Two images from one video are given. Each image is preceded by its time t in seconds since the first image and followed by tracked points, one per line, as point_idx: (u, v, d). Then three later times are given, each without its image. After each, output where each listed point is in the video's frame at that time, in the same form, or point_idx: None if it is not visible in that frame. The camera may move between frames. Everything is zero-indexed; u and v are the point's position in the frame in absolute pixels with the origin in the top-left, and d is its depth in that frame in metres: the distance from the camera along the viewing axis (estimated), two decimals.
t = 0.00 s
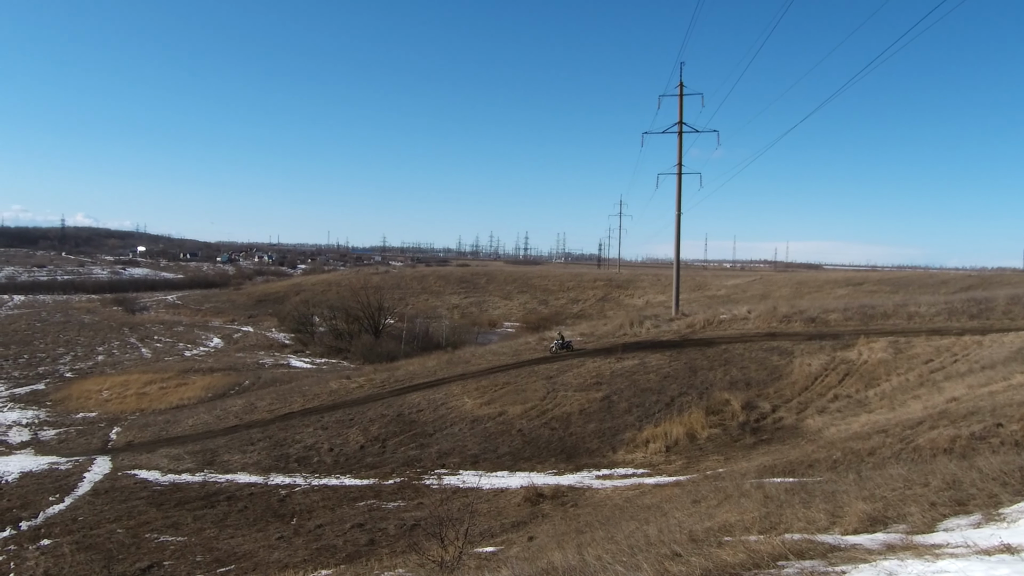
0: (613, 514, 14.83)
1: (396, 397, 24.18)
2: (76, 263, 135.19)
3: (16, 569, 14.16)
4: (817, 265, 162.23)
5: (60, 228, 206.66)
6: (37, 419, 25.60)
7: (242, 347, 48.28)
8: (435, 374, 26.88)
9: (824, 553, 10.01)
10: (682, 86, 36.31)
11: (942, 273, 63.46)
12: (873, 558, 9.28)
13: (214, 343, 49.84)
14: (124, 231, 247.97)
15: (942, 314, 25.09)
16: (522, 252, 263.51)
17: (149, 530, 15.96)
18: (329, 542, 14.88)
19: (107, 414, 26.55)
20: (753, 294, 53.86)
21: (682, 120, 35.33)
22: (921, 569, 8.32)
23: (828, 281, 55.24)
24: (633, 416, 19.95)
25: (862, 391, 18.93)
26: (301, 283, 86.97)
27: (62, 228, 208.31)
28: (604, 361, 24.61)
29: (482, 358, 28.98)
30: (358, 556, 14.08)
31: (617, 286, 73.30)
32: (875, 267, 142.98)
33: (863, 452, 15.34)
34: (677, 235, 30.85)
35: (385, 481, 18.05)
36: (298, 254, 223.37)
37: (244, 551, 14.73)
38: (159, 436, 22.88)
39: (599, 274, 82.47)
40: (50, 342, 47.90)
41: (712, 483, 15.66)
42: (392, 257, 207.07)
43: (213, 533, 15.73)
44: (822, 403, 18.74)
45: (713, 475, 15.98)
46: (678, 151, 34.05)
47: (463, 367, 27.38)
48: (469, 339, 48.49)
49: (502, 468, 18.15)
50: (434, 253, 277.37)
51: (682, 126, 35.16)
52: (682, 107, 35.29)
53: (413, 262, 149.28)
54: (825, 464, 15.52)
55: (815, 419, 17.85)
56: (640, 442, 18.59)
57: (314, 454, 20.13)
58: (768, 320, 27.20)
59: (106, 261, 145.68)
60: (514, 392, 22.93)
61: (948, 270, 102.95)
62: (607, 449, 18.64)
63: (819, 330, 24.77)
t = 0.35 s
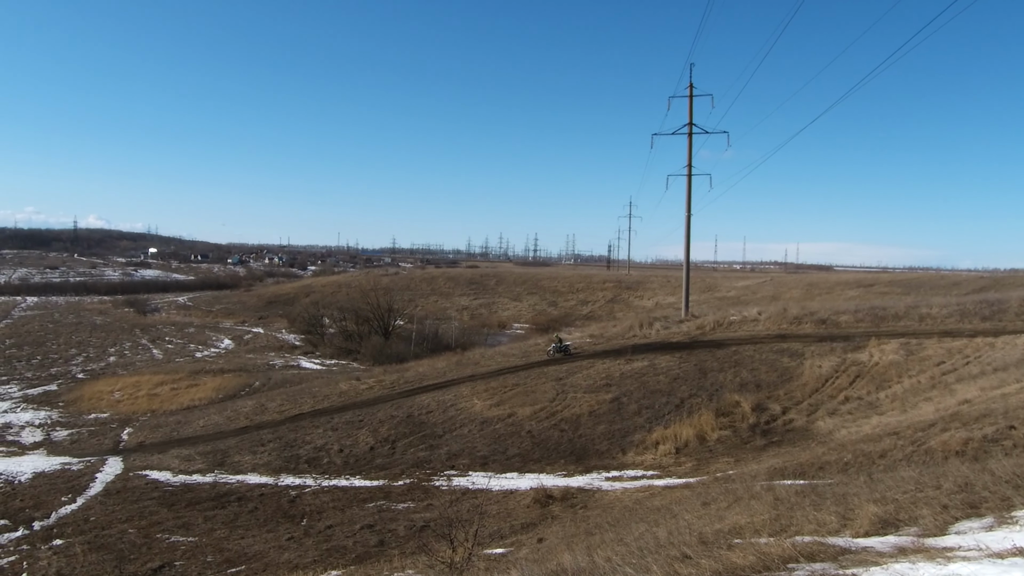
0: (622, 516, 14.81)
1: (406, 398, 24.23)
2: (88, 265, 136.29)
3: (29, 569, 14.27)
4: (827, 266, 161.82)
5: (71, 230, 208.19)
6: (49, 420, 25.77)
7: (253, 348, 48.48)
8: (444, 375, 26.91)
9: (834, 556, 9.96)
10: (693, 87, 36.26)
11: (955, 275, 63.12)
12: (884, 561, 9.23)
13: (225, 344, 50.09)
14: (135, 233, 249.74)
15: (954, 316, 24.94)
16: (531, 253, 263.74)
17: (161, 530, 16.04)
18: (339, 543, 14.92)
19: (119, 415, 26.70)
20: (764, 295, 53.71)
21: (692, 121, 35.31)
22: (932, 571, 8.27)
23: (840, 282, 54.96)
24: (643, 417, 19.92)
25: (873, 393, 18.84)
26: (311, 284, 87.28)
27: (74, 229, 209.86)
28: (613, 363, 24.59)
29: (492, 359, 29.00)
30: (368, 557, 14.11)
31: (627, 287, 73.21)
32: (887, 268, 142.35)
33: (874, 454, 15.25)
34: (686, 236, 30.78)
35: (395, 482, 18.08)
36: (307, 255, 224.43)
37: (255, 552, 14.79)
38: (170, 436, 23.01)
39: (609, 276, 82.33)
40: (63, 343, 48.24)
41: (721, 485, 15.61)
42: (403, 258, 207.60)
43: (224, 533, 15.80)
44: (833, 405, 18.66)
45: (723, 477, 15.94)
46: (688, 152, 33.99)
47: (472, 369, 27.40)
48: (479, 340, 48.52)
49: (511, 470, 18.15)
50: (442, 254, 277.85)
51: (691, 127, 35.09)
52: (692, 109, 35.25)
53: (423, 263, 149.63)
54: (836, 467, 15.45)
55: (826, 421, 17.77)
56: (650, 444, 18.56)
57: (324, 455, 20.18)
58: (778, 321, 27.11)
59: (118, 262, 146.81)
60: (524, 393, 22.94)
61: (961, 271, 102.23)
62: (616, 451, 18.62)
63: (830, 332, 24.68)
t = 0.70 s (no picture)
0: (632, 516, 14.79)
1: (415, 397, 24.26)
2: (100, 265, 137.11)
3: (42, 567, 14.36)
4: (838, 266, 161.02)
5: (83, 230, 209.50)
6: (62, 419, 25.91)
7: (264, 348, 48.64)
8: (454, 375, 26.92)
9: (846, 557, 9.91)
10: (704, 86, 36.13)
11: (969, 275, 62.71)
12: (896, 562, 9.18)
13: (236, 344, 50.27)
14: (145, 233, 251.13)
15: (967, 316, 24.78)
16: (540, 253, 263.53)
17: (172, 528, 16.11)
18: (349, 542, 14.95)
19: (131, 414, 26.83)
20: (774, 295, 53.55)
21: (703, 120, 35.20)
22: (946, 573, 8.22)
23: (851, 282, 54.70)
24: (653, 418, 19.88)
25: (885, 393, 18.74)
26: (322, 284, 87.51)
27: (85, 229, 211.15)
28: (623, 363, 24.54)
29: (502, 359, 29.00)
30: (378, 556, 14.13)
31: (637, 287, 73.05)
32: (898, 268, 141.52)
33: (886, 455, 15.17)
34: (697, 236, 30.68)
35: (404, 481, 18.11)
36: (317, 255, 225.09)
37: (265, 551, 14.83)
38: (182, 435, 23.12)
39: (619, 275, 82.17)
40: (75, 343, 48.51)
41: (732, 486, 15.56)
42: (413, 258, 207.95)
43: (235, 532, 15.86)
44: (844, 406, 18.57)
45: (733, 477, 15.89)
46: (699, 151, 33.91)
47: (482, 369, 27.41)
48: (489, 340, 48.53)
49: (521, 470, 18.14)
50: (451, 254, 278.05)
51: (702, 126, 35.01)
52: (703, 108, 35.14)
53: (433, 263, 149.74)
54: (848, 467, 15.37)
55: (837, 422, 17.69)
56: (659, 444, 18.52)
57: (335, 454, 20.23)
58: (789, 321, 27.00)
59: (130, 262, 147.96)
60: (534, 393, 22.93)
61: (973, 270, 101.57)
62: (626, 451, 18.58)
63: (841, 332, 24.56)
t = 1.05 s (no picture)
0: (648, 516, 14.74)
1: (431, 396, 24.32)
2: (119, 263, 138.43)
3: (62, 563, 14.51)
4: (856, 265, 159.74)
5: (101, 229, 211.60)
6: (81, 416, 26.16)
7: (280, 346, 48.91)
8: (469, 374, 26.97)
9: (864, 557, 9.83)
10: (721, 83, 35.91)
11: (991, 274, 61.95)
12: (915, 563, 9.10)
13: (253, 342, 50.59)
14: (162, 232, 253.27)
15: (987, 316, 24.53)
16: (553, 253, 263.38)
17: (189, 525, 16.23)
18: (365, 540, 15.00)
19: (149, 411, 27.04)
20: (791, 294, 53.22)
21: (720, 118, 35.01)
22: (966, 574, 8.13)
23: (869, 281, 54.26)
24: (669, 417, 19.81)
25: (903, 393, 18.58)
26: (337, 282, 87.92)
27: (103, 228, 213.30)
28: (639, 362, 24.47)
29: (517, 358, 29.00)
30: (394, 554, 14.17)
31: (653, 286, 72.75)
32: (917, 267, 140.12)
33: (904, 455, 15.04)
34: (714, 235, 30.52)
35: (420, 480, 18.15)
36: (331, 254, 226.16)
37: (282, 548, 14.91)
38: (199, 433, 23.28)
39: (635, 274, 81.92)
40: (94, 340, 48.99)
41: (749, 486, 15.49)
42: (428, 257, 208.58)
43: (252, 529, 15.95)
44: (862, 406, 18.43)
45: (750, 477, 15.81)
46: (715, 149, 33.73)
47: (497, 368, 27.43)
48: (504, 339, 48.54)
49: (536, 468, 18.14)
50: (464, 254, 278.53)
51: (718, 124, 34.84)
52: (719, 106, 34.96)
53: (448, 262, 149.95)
54: (866, 468, 15.24)
55: (855, 422, 17.55)
56: (676, 443, 18.46)
57: (350, 453, 20.30)
58: (806, 321, 26.83)
59: (149, 261, 149.46)
60: (549, 392, 22.91)
61: (994, 270, 100.33)
62: (642, 450, 18.52)
63: (859, 332, 24.37)
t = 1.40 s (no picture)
0: (671, 516, 14.68)
1: (454, 394, 24.38)
2: (147, 260, 140.29)
3: (91, 555, 14.76)
4: (883, 266, 157.70)
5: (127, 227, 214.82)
6: (110, 410, 26.60)
7: (305, 343, 49.33)
8: (491, 372, 27.03)
9: (890, 561, 9.71)
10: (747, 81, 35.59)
11: None
12: (943, 567, 8.97)
13: (278, 338, 51.08)
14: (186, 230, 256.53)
15: (1019, 317, 24.11)
16: (573, 251, 263.06)
17: (215, 519, 16.42)
18: (387, 536, 15.08)
19: (176, 406, 27.40)
20: (818, 294, 52.65)
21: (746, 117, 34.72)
22: None
23: (898, 281, 53.52)
24: (692, 417, 19.72)
25: (932, 395, 18.33)
26: (361, 280, 88.46)
27: (130, 225, 216.45)
28: (663, 361, 24.35)
29: (540, 357, 29.00)
30: (416, 551, 14.24)
31: (677, 285, 72.34)
32: (947, 267, 137.92)
33: (932, 458, 14.84)
34: (739, 234, 30.30)
35: (443, 477, 18.21)
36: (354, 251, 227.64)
37: (305, 543, 15.04)
38: (225, 428, 23.55)
39: (659, 273, 81.47)
40: (123, 336, 49.77)
41: (773, 487, 15.37)
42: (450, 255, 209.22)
43: (276, 524, 16.09)
44: (889, 407, 18.23)
45: (775, 478, 15.70)
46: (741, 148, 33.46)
47: (520, 366, 27.46)
48: (527, 337, 48.54)
49: (559, 467, 18.13)
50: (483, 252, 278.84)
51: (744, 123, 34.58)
52: (745, 105, 34.68)
53: (471, 260, 150.33)
54: (893, 470, 15.06)
55: (882, 424, 17.35)
56: (699, 444, 18.37)
57: (374, 449, 20.43)
58: (833, 321, 26.56)
59: (176, 258, 151.43)
60: (572, 391, 22.89)
61: None
62: (665, 450, 18.44)
63: (887, 332, 24.10)
